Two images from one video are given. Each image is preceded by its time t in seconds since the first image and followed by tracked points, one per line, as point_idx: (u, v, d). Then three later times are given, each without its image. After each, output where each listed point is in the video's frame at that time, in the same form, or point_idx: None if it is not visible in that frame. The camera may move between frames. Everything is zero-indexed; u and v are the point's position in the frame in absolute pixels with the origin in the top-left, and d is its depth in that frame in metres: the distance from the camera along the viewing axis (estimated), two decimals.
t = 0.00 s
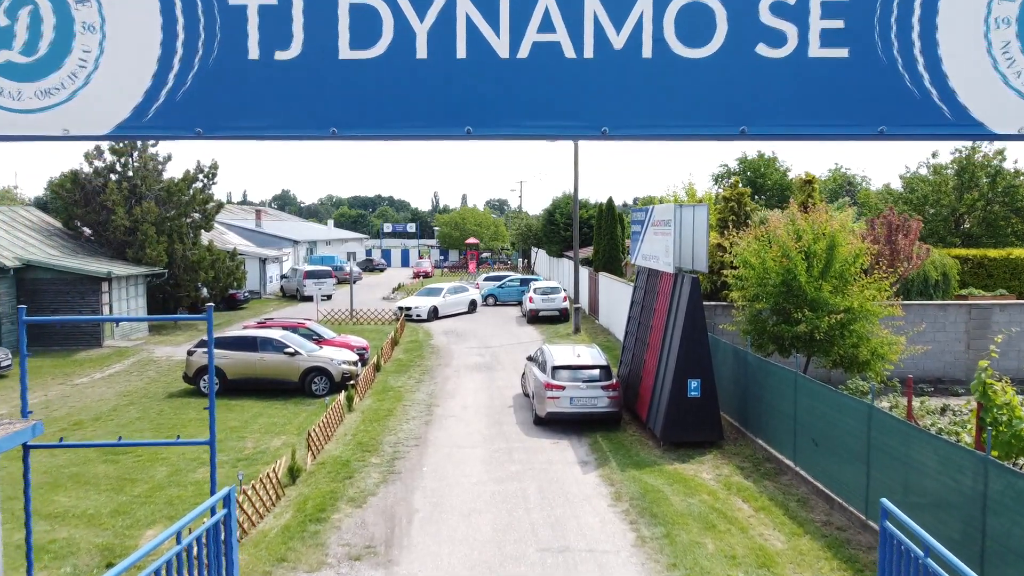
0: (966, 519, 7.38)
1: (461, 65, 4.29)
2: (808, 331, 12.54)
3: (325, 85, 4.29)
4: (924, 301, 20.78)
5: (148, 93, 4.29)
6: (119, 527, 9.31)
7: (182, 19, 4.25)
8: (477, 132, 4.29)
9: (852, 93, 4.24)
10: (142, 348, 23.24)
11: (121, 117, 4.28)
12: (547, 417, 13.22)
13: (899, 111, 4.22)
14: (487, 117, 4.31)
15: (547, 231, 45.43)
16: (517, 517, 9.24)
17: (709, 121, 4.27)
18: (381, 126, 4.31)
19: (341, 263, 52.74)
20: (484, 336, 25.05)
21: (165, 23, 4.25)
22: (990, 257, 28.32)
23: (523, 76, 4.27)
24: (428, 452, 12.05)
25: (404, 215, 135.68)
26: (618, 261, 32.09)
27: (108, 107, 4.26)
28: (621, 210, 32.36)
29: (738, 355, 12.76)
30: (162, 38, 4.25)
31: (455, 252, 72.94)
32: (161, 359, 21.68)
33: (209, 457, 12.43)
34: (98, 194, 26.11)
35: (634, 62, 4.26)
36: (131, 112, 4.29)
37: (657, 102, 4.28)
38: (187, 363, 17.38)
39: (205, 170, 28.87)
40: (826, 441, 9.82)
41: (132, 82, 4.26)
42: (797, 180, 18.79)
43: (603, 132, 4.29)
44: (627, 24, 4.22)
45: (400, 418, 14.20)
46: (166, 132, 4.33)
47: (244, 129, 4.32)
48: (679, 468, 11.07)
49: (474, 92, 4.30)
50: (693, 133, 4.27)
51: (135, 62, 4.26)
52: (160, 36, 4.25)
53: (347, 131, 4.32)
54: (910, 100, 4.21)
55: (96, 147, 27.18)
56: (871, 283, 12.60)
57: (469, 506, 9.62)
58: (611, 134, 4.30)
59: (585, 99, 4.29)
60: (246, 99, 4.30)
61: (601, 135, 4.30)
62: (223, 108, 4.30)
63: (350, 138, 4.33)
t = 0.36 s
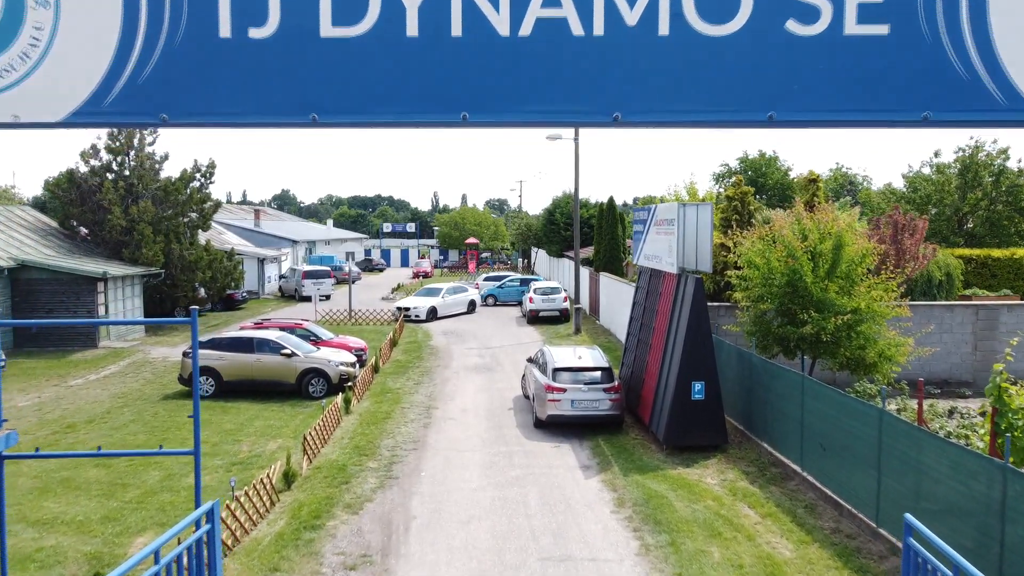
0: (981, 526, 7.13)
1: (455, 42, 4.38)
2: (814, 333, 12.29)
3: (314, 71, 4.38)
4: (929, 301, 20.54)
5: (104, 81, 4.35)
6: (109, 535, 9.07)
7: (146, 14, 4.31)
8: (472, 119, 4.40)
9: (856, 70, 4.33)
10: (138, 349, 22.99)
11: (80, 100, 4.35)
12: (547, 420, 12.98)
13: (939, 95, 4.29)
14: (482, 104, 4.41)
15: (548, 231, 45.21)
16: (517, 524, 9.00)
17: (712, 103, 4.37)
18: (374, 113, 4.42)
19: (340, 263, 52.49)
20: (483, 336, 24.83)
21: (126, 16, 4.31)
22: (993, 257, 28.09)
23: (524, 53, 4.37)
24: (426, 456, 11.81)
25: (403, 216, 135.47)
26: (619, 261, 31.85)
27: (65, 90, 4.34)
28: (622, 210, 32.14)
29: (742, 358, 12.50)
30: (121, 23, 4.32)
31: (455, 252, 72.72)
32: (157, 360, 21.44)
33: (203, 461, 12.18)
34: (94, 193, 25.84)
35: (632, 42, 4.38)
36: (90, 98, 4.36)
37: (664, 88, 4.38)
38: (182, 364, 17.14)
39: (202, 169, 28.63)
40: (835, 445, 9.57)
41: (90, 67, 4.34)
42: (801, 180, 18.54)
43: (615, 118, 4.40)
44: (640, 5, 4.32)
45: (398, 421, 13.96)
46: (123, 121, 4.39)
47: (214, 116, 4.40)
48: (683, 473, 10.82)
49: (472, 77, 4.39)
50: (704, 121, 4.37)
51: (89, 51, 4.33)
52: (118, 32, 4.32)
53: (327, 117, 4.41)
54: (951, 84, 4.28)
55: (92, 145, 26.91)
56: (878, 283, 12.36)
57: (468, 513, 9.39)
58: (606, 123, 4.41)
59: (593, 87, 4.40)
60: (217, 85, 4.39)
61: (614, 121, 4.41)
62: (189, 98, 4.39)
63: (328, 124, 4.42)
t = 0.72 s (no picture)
0: (997, 534, 6.87)
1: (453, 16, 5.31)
2: (821, 334, 12.02)
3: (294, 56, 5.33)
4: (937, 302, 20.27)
5: (47, 57, 5.27)
6: (96, 543, 8.79)
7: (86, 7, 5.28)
8: (463, 95, 5.30)
9: (818, 56, 5.30)
10: (133, 350, 22.72)
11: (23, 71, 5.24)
12: (548, 423, 12.71)
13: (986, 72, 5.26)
14: (470, 82, 5.32)
15: (548, 230, 44.94)
16: (518, 531, 8.73)
17: (730, 84, 5.29)
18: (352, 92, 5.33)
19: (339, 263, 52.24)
20: (483, 337, 24.57)
21: (67, 9, 5.28)
22: (998, 257, 27.82)
23: (519, 31, 5.32)
24: (424, 460, 11.55)
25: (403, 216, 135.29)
26: (620, 260, 31.56)
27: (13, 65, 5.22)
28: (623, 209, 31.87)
29: (747, 360, 12.22)
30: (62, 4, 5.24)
31: (455, 252, 72.56)
32: (153, 362, 21.16)
33: (196, 465, 11.93)
34: (89, 192, 25.58)
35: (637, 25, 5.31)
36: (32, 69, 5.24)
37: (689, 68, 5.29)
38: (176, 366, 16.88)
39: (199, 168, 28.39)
40: (844, 451, 9.29)
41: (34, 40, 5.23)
42: (806, 177, 18.24)
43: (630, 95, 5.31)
44: None
45: (396, 424, 13.70)
46: (66, 92, 5.30)
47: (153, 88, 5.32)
48: (687, 478, 10.54)
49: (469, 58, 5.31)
50: (732, 94, 5.29)
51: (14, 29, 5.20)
52: (54, 17, 5.24)
53: (296, 95, 5.35)
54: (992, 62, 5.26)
55: (87, 144, 26.62)
56: (886, 284, 12.09)
57: (467, 520, 9.13)
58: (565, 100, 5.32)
59: (610, 67, 5.31)
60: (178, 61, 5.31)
61: (628, 98, 5.33)
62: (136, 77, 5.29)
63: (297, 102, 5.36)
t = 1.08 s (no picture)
0: (1015, 545, 6.57)
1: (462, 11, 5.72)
2: (828, 337, 11.73)
3: (258, 36, 5.75)
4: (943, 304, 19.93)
5: None
6: (81, 554, 8.51)
7: None
8: (451, 72, 5.71)
9: (765, 44, 5.72)
10: (128, 352, 22.46)
11: None
12: (548, 428, 12.43)
13: None
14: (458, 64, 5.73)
15: (548, 230, 44.69)
16: (517, 542, 8.45)
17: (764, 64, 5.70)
18: (316, 74, 5.75)
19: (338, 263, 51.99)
20: (483, 338, 24.30)
21: None
22: (1002, 258, 27.53)
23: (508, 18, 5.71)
24: (422, 467, 11.27)
25: (403, 216, 135.06)
26: (621, 261, 31.26)
27: None
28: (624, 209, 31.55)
29: (753, 364, 11.94)
30: None
31: (455, 252, 72.35)
32: (148, 363, 20.90)
33: (188, 472, 11.64)
34: (85, 192, 25.31)
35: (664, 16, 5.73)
36: None
37: (714, 48, 5.71)
38: (170, 369, 16.58)
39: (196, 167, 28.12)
40: (854, 458, 9.01)
41: None
42: (811, 176, 17.96)
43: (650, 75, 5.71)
44: None
45: (393, 428, 13.42)
46: None
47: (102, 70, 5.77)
48: (692, 486, 10.26)
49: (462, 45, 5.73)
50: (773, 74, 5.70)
51: None
52: None
53: (253, 74, 5.74)
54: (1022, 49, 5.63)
55: (83, 143, 26.34)
56: (894, 285, 11.80)
57: (465, 530, 8.84)
58: (519, 78, 5.74)
59: (637, 50, 5.73)
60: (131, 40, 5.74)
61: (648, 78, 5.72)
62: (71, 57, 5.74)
63: (254, 79, 5.75)
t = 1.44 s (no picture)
0: None
1: None
2: (836, 341, 11.41)
3: (187, 12, 5.97)
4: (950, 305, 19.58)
5: None
6: (65, 568, 8.22)
7: None
8: (429, 46, 5.94)
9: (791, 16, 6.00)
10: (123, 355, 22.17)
11: None
12: (549, 434, 12.13)
13: None
14: (436, 36, 5.97)
15: (548, 230, 44.41)
16: (517, 555, 8.15)
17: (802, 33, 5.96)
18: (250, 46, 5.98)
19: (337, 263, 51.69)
20: (482, 340, 24.00)
21: None
22: (1007, 258, 27.22)
23: None
24: (419, 474, 10.97)
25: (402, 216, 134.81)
26: (622, 262, 30.95)
27: None
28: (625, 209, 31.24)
29: (759, 369, 11.65)
30: None
31: (454, 252, 72.08)
32: (142, 366, 20.60)
33: (179, 479, 11.34)
34: (80, 193, 25.02)
35: None
36: None
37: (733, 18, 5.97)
38: (164, 372, 16.29)
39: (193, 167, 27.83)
40: (865, 467, 8.73)
41: None
42: (816, 176, 17.65)
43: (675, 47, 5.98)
44: None
45: (390, 434, 13.12)
46: None
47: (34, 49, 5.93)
48: (696, 495, 9.97)
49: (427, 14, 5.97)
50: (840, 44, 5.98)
51: None
52: None
53: (186, 49, 5.96)
54: None
55: (78, 143, 26.06)
56: (903, 288, 11.49)
57: (463, 542, 8.54)
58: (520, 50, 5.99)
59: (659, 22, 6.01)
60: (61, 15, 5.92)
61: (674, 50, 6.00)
62: None
63: (188, 54, 5.97)
